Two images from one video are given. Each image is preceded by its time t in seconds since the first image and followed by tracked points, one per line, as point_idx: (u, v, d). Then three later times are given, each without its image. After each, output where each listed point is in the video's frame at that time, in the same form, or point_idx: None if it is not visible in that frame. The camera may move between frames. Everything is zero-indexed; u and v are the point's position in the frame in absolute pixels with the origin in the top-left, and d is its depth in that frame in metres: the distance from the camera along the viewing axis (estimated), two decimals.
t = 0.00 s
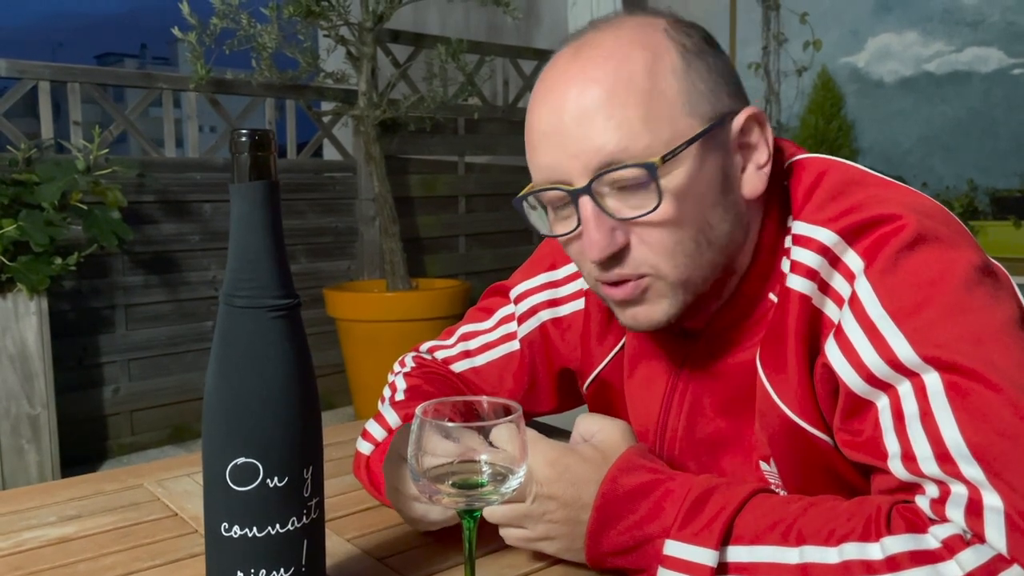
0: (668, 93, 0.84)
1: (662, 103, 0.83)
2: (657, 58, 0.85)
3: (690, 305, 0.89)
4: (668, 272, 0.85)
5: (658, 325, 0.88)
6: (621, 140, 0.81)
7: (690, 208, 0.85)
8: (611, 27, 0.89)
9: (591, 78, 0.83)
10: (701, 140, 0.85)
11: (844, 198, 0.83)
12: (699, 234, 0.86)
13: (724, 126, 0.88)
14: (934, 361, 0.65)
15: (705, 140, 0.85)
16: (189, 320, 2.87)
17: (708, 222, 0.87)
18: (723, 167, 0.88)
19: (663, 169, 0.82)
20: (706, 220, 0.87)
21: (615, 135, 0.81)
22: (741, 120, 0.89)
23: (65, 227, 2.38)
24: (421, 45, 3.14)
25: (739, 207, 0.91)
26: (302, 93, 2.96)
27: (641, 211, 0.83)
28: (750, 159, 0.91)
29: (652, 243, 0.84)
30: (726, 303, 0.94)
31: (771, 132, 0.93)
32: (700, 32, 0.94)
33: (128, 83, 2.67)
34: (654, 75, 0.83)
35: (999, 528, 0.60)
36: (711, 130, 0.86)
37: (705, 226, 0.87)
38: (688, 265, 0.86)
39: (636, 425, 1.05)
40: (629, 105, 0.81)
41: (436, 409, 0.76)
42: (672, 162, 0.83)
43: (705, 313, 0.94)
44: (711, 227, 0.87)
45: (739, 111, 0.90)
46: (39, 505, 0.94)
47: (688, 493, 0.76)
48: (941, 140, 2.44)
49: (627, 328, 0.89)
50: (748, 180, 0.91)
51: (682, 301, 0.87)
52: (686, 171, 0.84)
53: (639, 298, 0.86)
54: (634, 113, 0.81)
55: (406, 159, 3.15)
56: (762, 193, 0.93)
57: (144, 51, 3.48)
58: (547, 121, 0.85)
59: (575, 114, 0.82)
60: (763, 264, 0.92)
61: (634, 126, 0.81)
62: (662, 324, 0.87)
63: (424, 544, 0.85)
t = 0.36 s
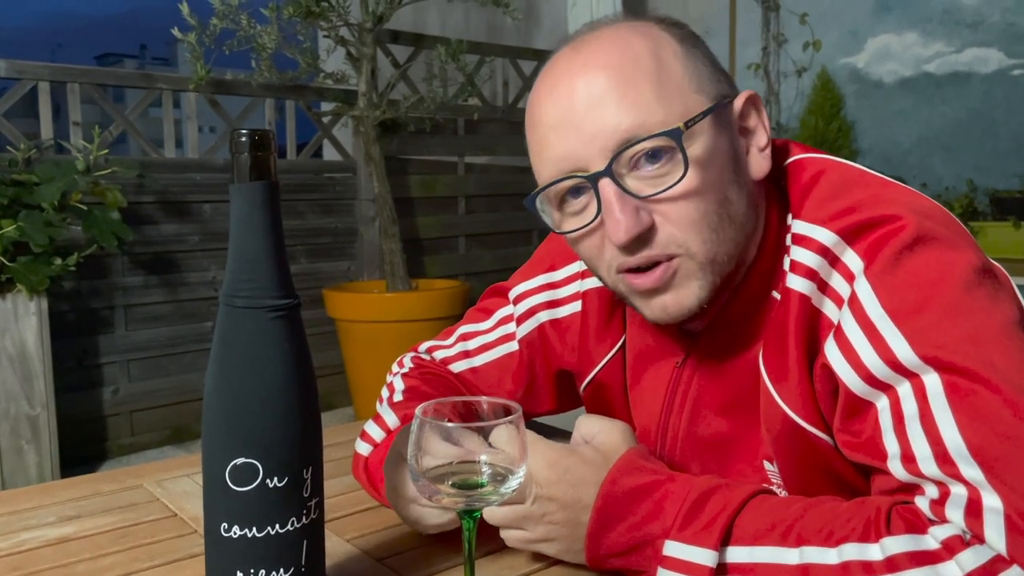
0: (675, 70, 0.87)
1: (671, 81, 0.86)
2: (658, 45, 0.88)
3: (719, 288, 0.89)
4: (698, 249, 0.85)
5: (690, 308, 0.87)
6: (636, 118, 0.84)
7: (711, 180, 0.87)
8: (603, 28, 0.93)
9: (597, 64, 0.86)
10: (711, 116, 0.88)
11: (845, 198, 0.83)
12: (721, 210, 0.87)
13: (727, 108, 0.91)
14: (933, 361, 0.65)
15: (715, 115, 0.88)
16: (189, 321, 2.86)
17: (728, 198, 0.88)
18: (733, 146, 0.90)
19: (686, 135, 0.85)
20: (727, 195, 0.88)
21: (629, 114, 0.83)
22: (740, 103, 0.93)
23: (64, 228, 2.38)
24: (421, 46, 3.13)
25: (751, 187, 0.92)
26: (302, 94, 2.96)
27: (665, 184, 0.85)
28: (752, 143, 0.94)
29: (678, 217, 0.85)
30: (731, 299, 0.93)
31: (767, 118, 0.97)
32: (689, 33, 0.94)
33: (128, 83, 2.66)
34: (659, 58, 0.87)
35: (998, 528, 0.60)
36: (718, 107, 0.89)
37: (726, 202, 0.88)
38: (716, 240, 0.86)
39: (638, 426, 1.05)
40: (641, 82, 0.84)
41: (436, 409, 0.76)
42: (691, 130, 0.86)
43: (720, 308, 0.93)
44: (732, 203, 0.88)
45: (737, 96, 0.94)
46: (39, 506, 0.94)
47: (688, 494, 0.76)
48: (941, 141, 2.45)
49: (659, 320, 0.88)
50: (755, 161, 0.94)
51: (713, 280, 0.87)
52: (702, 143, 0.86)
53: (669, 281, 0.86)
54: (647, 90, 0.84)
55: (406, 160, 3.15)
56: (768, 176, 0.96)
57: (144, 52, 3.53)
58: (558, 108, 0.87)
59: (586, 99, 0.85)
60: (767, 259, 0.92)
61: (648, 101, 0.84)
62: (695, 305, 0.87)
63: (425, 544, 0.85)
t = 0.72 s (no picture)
0: (672, 75, 0.87)
1: (668, 82, 0.87)
2: (655, 49, 0.89)
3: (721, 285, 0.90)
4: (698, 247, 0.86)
5: (695, 305, 0.87)
6: (633, 119, 0.84)
7: (710, 177, 0.87)
8: (598, 35, 0.93)
9: (596, 67, 0.86)
10: (707, 116, 0.88)
11: (841, 199, 0.83)
12: (720, 209, 0.88)
13: (724, 109, 0.91)
14: (929, 364, 0.65)
15: (712, 115, 0.88)
16: (189, 321, 2.87)
17: (726, 197, 0.88)
18: (730, 146, 0.91)
19: (683, 134, 0.85)
20: (726, 192, 0.89)
21: (627, 116, 0.83)
22: (735, 105, 0.94)
23: (64, 229, 2.38)
24: (421, 47, 3.14)
25: (749, 187, 0.93)
26: (302, 95, 2.96)
27: (663, 183, 0.85)
28: (749, 144, 0.95)
29: (679, 214, 0.85)
30: (731, 299, 0.92)
31: (762, 119, 0.97)
32: (685, 39, 0.94)
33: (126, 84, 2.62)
34: (657, 62, 0.87)
35: (995, 531, 0.60)
36: (715, 107, 0.89)
37: (725, 201, 0.88)
38: (716, 237, 0.87)
39: (637, 428, 1.05)
40: (639, 85, 0.85)
41: (436, 411, 0.76)
42: (689, 129, 0.86)
43: (720, 310, 0.93)
44: (731, 200, 0.89)
45: (732, 98, 0.94)
46: (38, 507, 0.94)
47: (684, 497, 0.76)
48: (940, 142, 2.45)
49: (664, 318, 0.89)
50: (752, 162, 0.94)
51: (716, 275, 0.88)
52: (699, 142, 0.87)
53: (672, 280, 0.87)
54: (645, 93, 0.84)
55: (406, 161, 3.16)
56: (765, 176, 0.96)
57: (144, 53, 3.51)
58: (555, 116, 0.87)
59: (586, 104, 0.84)
60: (764, 259, 0.92)
61: (646, 103, 0.84)
62: (699, 301, 0.87)
63: (426, 545, 0.85)
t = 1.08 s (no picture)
0: (677, 75, 0.87)
1: (676, 84, 0.87)
2: (661, 49, 0.89)
3: (728, 284, 0.89)
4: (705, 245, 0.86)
5: (701, 304, 0.87)
6: (639, 119, 0.84)
7: (716, 176, 0.87)
8: (605, 36, 0.93)
9: (602, 68, 0.86)
10: (713, 115, 0.88)
11: (844, 198, 0.83)
12: (726, 207, 0.88)
13: (730, 109, 0.91)
14: (933, 363, 0.65)
15: (718, 115, 0.89)
16: (189, 322, 2.87)
17: (733, 195, 0.88)
18: (735, 145, 0.91)
19: (689, 133, 0.86)
20: (733, 191, 0.89)
21: (632, 116, 0.84)
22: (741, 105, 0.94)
23: (64, 230, 2.38)
24: (421, 48, 3.13)
25: (756, 188, 0.93)
26: (302, 96, 2.96)
27: (669, 181, 0.85)
28: (755, 144, 0.95)
29: (685, 213, 0.85)
30: (732, 299, 0.92)
31: (768, 120, 0.97)
32: (690, 39, 0.95)
33: (126, 85, 2.63)
34: (662, 62, 0.87)
35: (997, 531, 0.60)
36: (721, 107, 0.90)
37: (731, 200, 0.88)
38: (723, 236, 0.87)
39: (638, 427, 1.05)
40: (645, 85, 0.85)
41: (435, 412, 0.76)
42: (695, 128, 0.86)
43: (726, 310, 0.93)
44: (738, 199, 0.89)
45: (738, 99, 0.94)
46: (38, 508, 0.94)
47: (685, 498, 0.76)
48: (940, 143, 2.46)
49: (671, 318, 0.89)
50: (758, 162, 0.94)
51: (723, 274, 0.88)
52: (705, 141, 0.87)
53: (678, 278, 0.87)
54: (651, 92, 0.85)
55: (406, 162, 3.15)
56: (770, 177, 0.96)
57: (144, 54, 3.52)
58: (560, 116, 0.87)
59: (592, 104, 0.85)
60: (766, 259, 0.91)
61: (652, 103, 0.84)
62: (706, 300, 0.87)
63: (421, 547, 0.85)
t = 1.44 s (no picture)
0: (666, 83, 0.88)
1: (662, 92, 0.87)
2: (653, 57, 0.89)
3: (715, 292, 0.89)
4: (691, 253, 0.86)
5: (687, 311, 0.88)
6: (627, 128, 0.84)
7: (702, 185, 0.87)
8: (601, 42, 0.93)
9: (593, 76, 0.86)
10: (701, 124, 0.88)
11: (839, 201, 0.83)
12: (713, 216, 0.88)
13: (719, 118, 0.91)
14: (931, 366, 0.65)
15: (706, 123, 0.88)
16: (188, 324, 2.87)
17: (721, 205, 0.88)
18: (725, 153, 0.90)
19: (675, 143, 0.85)
20: (720, 201, 0.88)
21: (621, 125, 0.84)
22: (734, 112, 0.93)
23: (64, 232, 2.37)
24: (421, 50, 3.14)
25: (745, 195, 0.92)
26: (302, 98, 2.97)
27: (655, 191, 0.85)
28: (747, 152, 0.94)
29: (670, 223, 0.85)
30: (731, 301, 0.93)
31: (763, 126, 0.96)
32: (685, 46, 0.95)
33: (127, 87, 2.63)
34: (653, 70, 0.88)
35: (996, 534, 0.60)
36: (709, 115, 0.89)
37: (719, 209, 0.88)
38: (709, 244, 0.87)
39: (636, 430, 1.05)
40: (633, 94, 0.85)
41: (435, 414, 0.76)
42: (681, 138, 0.86)
43: (714, 314, 0.93)
44: (725, 209, 0.89)
45: (731, 106, 0.94)
46: (39, 510, 0.94)
47: (684, 502, 0.76)
48: (939, 144, 2.46)
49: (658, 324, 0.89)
50: (749, 169, 0.94)
51: (708, 282, 0.88)
52: (691, 150, 0.86)
53: (663, 286, 0.87)
54: (639, 102, 0.85)
55: (405, 163, 3.16)
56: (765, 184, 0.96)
57: (144, 55, 3.52)
58: (551, 123, 0.88)
59: (583, 111, 0.85)
60: (763, 263, 0.93)
61: (639, 112, 0.85)
62: (691, 307, 0.88)
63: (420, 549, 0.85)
